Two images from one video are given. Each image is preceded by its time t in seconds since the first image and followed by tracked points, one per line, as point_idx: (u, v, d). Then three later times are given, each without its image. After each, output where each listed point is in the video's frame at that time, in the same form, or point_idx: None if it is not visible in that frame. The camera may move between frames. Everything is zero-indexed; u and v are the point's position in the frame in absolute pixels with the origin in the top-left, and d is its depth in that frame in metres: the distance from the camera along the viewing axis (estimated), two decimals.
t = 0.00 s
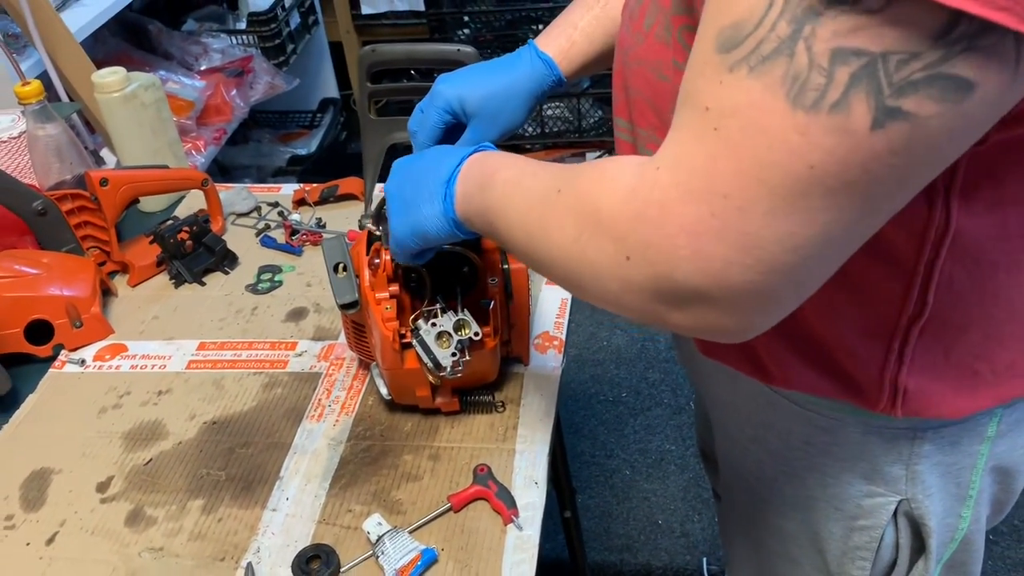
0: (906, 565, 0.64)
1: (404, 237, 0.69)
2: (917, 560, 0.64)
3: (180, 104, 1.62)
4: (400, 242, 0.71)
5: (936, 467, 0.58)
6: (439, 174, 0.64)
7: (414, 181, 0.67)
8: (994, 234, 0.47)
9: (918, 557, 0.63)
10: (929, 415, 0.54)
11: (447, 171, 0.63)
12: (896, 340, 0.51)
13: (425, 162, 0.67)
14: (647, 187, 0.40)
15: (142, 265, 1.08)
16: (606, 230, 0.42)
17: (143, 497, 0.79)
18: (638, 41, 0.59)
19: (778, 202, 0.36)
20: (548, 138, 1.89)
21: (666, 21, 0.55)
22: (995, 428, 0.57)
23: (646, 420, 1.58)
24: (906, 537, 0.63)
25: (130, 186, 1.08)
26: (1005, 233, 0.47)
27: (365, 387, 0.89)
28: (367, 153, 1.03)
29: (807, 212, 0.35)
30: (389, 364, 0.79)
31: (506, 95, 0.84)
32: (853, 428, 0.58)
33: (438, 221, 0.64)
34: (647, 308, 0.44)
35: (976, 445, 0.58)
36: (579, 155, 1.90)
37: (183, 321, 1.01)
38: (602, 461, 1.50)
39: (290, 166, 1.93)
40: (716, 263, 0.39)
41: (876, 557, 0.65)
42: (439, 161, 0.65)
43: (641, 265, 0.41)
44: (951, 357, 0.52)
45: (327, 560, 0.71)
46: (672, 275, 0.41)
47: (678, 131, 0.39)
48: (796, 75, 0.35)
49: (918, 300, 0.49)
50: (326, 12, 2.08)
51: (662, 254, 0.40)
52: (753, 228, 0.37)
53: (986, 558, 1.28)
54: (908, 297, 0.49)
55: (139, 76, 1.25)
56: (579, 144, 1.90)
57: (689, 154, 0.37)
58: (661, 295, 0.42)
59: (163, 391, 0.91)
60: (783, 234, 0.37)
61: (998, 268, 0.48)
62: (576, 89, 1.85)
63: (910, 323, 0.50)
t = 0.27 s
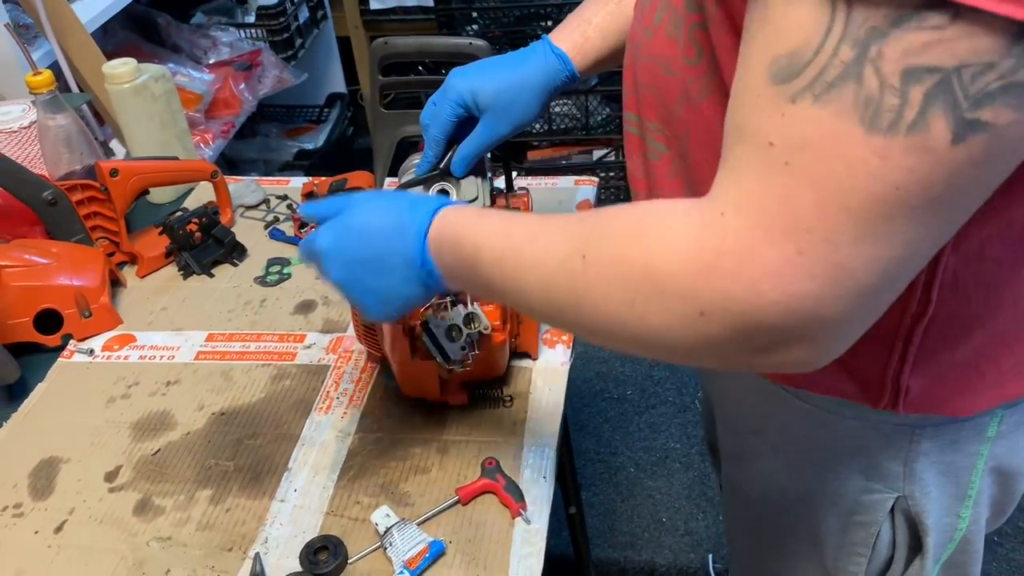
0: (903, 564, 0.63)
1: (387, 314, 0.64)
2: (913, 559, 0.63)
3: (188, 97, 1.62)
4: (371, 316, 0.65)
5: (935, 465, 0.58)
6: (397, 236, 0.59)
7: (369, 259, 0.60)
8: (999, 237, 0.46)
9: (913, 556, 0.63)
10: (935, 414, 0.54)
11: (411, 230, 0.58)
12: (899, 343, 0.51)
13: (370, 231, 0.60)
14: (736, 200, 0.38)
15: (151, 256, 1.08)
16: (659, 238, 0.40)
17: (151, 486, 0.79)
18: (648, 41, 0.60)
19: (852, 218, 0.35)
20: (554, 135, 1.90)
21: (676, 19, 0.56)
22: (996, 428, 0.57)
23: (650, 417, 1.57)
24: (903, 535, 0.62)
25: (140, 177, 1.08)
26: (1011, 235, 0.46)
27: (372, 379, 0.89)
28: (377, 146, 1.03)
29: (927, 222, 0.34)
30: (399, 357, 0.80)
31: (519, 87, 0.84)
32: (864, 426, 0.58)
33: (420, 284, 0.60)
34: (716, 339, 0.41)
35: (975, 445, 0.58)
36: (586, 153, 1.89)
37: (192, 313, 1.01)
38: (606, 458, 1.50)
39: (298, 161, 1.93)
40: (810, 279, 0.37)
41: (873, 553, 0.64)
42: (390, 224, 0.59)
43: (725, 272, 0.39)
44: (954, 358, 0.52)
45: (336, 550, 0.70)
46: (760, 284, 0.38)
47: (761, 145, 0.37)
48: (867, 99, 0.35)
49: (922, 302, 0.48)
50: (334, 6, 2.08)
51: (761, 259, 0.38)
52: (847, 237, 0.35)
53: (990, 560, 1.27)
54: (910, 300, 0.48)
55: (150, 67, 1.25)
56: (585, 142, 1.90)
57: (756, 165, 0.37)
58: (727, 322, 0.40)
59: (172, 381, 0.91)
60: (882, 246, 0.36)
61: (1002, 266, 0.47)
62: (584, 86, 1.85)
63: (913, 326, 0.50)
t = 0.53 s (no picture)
0: (917, 565, 0.63)
1: (315, 532, 0.64)
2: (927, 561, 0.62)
3: (195, 91, 1.63)
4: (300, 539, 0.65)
5: (948, 467, 0.57)
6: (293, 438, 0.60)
7: (277, 483, 0.60)
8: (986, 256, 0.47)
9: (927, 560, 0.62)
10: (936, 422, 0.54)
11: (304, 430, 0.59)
12: (902, 355, 0.52)
13: (268, 475, 0.61)
14: (571, 273, 0.37)
15: (156, 250, 1.09)
16: (517, 298, 0.40)
17: (155, 479, 0.80)
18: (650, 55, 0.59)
19: (709, 262, 0.34)
20: (559, 133, 1.89)
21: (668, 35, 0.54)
22: (1011, 433, 0.56)
23: (653, 416, 1.58)
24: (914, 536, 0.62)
25: (147, 171, 1.08)
26: (999, 253, 0.47)
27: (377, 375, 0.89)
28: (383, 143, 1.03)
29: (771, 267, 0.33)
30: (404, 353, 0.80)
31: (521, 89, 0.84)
32: (868, 427, 0.58)
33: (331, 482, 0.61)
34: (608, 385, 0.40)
35: (991, 449, 0.57)
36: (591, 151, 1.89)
37: (197, 307, 1.01)
38: (608, 457, 1.51)
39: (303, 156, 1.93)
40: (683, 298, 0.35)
41: (885, 555, 0.63)
42: (282, 450, 0.60)
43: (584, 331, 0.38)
44: (959, 370, 0.52)
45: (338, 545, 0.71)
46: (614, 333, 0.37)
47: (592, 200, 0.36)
48: (725, 151, 0.33)
49: (918, 318, 0.50)
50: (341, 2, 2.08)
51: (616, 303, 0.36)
52: (689, 282, 0.35)
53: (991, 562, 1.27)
54: (906, 315, 0.50)
55: (157, 62, 1.26)
56: (590, 140, 1.90)
57: (604, 208, 0.35)
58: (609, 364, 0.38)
59: (176, 375, 0.92)
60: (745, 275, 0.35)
61: (996, 287, 0.48)
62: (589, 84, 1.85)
63: (913, 339, 0.51)
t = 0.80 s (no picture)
0: (910, 560, 0.64)
1: (282, 545, 0.65)
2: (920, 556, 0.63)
3: (201, 87, 1.63)
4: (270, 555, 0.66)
5: (942, 465, 0.57)
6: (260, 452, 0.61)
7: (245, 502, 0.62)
8: (966, 267, 0.48)
9: (920, 556, 0.63)
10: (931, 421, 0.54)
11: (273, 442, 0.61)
12: (893, 361, 0.52)
13: (235, 488, 0.62)
14: (507, 300, 0.39)
15: (162, 243, 1.09)
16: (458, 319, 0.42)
17: (159, 469, 0.80)
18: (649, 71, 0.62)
19: (635, 291, 0.36)
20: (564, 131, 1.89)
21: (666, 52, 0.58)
22: (1007, 434, 0.56)
23: (655, 414, 1.58)
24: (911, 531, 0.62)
25: (153, 164, 1.09)
26: (979, 263, 0.48)
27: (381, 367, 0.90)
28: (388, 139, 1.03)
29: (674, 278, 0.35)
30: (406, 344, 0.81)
31: (532, 82, 0.86)
32: (868, 420, 0.58)
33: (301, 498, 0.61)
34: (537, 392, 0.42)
35: (986, 447, 0.56)
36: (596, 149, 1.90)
37: (202, 299, 1.02)
38: (611, 454, 1.51)
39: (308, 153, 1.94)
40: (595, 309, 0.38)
41: (880, 546, 0.64)
42: (248, 465, 0.61)
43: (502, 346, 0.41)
44: (951, 376, 0.52)
45: (341, 535, 0.71)
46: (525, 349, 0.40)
47: (531, 224, 0.39)
48: (655, 201, 0.35)
49: (904, 326, 0.51)
50: None
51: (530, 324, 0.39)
52: (618, 312, 0.37)
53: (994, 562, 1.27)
54: (894, 323, 0.51)
55: (164, 56, 1.26)
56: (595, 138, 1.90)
57: (545, 243, 0.37)
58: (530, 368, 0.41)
59: (180, 366, 0.92)
60: (669, 297, 0.37)
61: (979, 295, 0.49)
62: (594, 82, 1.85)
63: (902, 346, 0.52)
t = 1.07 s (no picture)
0: (912, 550, 0.66)
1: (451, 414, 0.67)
2: (920, 553, 0.64)
3: (210, 89, 1.64)
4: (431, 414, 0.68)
5: (945, 461, 0.58)
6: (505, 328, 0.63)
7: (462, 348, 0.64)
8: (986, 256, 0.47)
9: (919, 554, 0.65)
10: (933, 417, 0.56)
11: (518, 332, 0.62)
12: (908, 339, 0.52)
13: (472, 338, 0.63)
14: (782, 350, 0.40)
15: (170, 244, 1.10)
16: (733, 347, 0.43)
17: (168, 468, 0.81)
18: (661, 87, 0.63)
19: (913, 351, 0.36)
20: (570, 134, 1.90)
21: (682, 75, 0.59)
22: (1003, 426, 0.57)
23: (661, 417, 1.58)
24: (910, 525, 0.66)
25: (162, 165, 1.09)
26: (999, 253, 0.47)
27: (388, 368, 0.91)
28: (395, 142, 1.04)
29: (842, 357, 0.38)
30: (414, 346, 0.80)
31: (548, 75, 0.89)
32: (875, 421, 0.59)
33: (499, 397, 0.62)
34: (680, 449, 0.48)
35: (983, 441, 0.57)
36: (602, 152, 1.90)
37: (210, 299, 1.03)
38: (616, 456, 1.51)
39: (315, 155, 1.95)
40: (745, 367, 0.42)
41: (881, 540, 0.68)
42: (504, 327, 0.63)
43: (660, 404, 0.47)
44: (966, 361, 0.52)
45: (348, 534, 0.72)
46: (681, 405, 0.46)
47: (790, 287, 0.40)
48: (918, 250, 0.35)
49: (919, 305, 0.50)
50: (354, 2, 2.09)
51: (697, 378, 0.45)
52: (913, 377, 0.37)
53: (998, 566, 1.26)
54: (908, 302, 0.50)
55: (173, 58, 1.27)
56: (601, 141, 1.90)
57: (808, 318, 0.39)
58: (677, 424, 0.47)
59: (189, 366, 0.93)
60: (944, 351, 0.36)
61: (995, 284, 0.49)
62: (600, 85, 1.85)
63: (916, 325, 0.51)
